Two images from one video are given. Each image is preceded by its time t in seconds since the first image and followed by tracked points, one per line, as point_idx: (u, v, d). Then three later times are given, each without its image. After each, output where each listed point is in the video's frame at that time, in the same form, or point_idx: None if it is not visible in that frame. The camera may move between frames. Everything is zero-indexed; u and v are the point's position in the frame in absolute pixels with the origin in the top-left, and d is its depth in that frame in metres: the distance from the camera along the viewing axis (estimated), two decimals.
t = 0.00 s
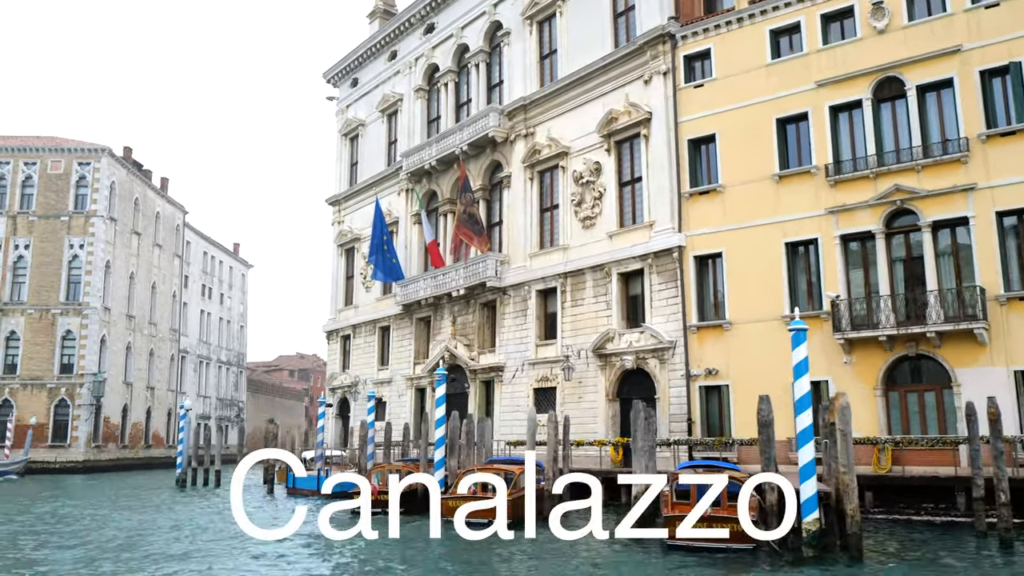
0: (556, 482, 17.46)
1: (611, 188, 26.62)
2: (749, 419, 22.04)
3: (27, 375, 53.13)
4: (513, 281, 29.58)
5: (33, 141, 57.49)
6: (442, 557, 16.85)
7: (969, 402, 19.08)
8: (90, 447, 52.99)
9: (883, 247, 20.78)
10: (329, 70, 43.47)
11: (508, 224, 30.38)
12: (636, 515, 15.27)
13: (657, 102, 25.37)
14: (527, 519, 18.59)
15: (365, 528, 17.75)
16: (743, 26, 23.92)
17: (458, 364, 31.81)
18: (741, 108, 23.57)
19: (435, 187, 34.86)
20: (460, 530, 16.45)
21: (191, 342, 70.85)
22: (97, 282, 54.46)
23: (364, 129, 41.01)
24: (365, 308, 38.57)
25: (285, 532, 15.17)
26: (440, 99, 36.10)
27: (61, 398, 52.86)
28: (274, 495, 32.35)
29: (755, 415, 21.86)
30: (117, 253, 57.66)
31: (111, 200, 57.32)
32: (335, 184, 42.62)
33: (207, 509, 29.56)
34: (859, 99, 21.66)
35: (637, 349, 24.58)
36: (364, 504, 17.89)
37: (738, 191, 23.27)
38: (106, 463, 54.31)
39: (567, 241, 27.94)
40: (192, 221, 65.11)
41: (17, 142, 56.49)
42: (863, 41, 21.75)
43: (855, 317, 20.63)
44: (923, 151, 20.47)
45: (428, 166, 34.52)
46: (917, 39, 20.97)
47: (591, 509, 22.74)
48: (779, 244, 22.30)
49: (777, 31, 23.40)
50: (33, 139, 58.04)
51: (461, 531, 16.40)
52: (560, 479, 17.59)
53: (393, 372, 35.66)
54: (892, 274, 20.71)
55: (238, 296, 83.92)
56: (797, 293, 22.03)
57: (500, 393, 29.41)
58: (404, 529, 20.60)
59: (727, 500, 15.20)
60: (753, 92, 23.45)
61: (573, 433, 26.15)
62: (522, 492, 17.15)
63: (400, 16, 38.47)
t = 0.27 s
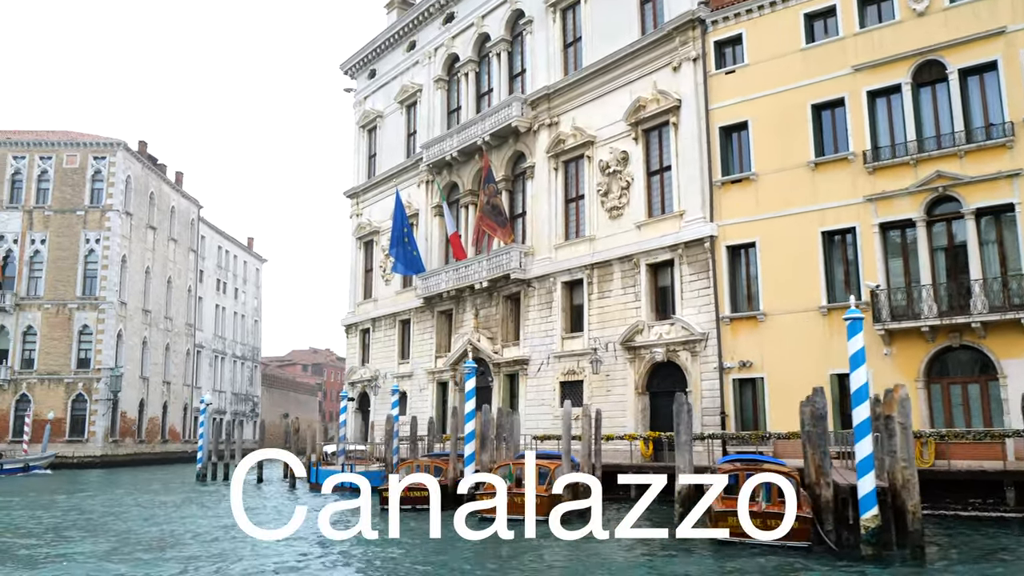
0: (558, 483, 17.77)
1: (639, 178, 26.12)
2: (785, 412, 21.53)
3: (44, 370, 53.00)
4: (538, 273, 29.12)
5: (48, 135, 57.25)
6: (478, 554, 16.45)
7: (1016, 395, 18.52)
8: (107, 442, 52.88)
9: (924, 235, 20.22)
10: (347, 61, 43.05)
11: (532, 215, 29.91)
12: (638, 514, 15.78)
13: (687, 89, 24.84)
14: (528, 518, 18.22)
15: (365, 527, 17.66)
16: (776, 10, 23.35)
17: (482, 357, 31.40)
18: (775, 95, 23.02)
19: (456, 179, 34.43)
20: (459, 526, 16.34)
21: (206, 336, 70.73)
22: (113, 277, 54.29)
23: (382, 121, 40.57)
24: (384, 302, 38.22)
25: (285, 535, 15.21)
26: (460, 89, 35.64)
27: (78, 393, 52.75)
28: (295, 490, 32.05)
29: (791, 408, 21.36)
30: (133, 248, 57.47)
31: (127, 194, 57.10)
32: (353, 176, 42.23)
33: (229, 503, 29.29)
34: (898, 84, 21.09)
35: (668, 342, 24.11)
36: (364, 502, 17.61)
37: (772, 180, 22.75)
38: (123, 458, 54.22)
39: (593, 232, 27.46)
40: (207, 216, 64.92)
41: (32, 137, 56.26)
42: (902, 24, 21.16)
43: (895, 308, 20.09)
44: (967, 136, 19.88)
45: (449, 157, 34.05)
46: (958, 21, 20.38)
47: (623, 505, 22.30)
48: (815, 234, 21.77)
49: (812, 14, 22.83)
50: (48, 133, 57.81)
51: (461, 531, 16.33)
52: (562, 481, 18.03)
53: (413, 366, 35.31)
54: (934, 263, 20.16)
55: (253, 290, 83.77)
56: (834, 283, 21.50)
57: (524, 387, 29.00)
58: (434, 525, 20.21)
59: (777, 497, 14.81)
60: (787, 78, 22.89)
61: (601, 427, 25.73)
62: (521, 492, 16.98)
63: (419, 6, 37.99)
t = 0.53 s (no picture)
0: (559, 485, 17.67)
1: (672, 168, 25.59)
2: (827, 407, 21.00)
3: (67, 366, 52.99)
4: (567, 266, 28.65)
5: (68, 131, 57.15)
6: (520, 554, 16.03)
7: None
8: (130, 438, 52.86)
9: (972, 224, 19.62)
10: (368, 54, 42.63)
11: (561, 207, 29.41)
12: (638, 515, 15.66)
13: (722, 77, 24.28)
14: (528, 517, 17.64)
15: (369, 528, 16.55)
16: None
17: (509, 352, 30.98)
18: (813, 81, 22.44)
19: (481, 171, 33.98)
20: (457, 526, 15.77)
21: (226, 332, 70.68)
22: (134, 273, 54.22)
23: (405, 113, 40.14)
24: (408, 297, 37.85)
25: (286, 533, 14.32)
26: (485, 81, 35.16)
27: (100, 389, 52.74)
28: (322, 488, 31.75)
29: (834, 402, 20.83)
30: (154, 244, 57.37)
31: (147, 190, 57.00)
32: (375, 170, 41.82)
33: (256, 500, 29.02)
34: (944, 68, 20.46)
35: (704, 335, 23.60)
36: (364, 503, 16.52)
37: (811, 168, 22.18)
38: (145, 453, 54.22)
39: (624, 224, 26.96)
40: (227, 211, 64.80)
41: (52, 132, 56.17)
42: (947, 7, 20.53)
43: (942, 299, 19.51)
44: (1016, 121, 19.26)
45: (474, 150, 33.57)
46: (1006, 3, 19.73)
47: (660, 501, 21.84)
48: (857, 223, 21.21)
49: None
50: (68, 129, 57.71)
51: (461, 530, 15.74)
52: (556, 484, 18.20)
53: (439, 361, 34.94)
54: (982, 252, 19.55)
55: (271, 286, 83.69)
56: (877, 274, 20.93)
57: (553, 383, 28.56)
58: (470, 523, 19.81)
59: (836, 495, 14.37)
60: (826, 64, 22.30)
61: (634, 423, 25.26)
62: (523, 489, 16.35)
63: None
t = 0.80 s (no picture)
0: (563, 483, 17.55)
1: (710, 159, 25.02)
2: (875, 403, 20.40)
3: (92, 363, 53.05)
4: (600, 260, 28.14)
5: (93, 129, 57.16)
6: (566, 553, 15.62)
7: None
8: (155, 435, 52.89)
9: None
10: (393, 48, 42.23)
11: (593, 200, 28.91)
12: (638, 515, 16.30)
13: (761, 65, 23.68)
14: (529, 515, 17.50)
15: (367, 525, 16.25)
16: None
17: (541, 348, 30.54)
18: (858, 68, 21.81)
19: (510, 164, 33.51)
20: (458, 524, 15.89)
21: (249, 329, 70.66)
22: (159, 270, 54.20)
23: (431, 107, 39.72)
24: (435, 293, 37.48)
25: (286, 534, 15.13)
26: (513, 73, 34.66)
27: (126, 386, 52.76)
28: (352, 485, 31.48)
29: (883, 398, 20.24)
30: (178, 241, 57.34)
31: (171, 187, 56.96)
32: (401, 165, 41.45)
33: (286, 497, 28.78)
34: (996, 53, 19.78)
35: (744, 330, 23.04)
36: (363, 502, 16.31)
37: (856, 157, 21.57)
38: (171, 450, 54.23)
39: (660, 218, 26.42)
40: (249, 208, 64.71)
41: (76, 130, 56.18)
42: None
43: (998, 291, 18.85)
44: None
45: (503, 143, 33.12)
46: None
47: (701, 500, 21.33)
48: (905, 214, 20.60)
49: None
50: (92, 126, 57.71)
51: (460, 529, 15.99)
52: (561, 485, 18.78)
53: (468, 358, 34.54)
54: None
55: (293, 283, 83.64)
56: (927, 266, 20.30)
57: (587, 379, 28.09)
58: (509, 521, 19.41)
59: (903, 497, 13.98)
60: (871, 49, 21.66)
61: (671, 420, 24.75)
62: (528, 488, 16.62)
63: None
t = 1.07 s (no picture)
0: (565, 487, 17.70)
1: (750, 151, 24.41)
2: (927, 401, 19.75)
3: (120, 361, 53.11)
4: (636, 255, 27.58)
5: (119, 127, 57.19)
6: (614, 558, 15.17)
7: None
8: (182, 433, 52.85)
9: None
10: (420, 43, 41.82)
11: (628, 194, 28.37)
12: (638, 515, 16.68)
13: (805, 54, 23.04)
14: (527, 515, 17.81)
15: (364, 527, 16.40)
16: None
17: (574, 345, 30.03)
18: (907, 55, 21.16)
19: (542, 159, 32.99)
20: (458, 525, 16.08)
21: (274, 327, 70.62)
22: (185, 268, 54.18)
23: (459, 102, 39.27)
24: (464, 289, 37.06)
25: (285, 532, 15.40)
26: (544, 66, 34.14)
27: (153, 384, 52.76)
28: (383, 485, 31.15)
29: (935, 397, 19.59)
30: (204, 239, 57.31)
31: (197, 185, 56.91)
32: (429, 161, 41.05)
33: (318, 496, 28.52)
34: None
35: (788, 326, 22.43)
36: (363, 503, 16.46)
37: (906, 148, 20.93)
38: (198, 448, 54.22)
39: (698, 211, 25.82)
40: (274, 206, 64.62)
41: (102, 128, 56.23)
42: None
43: None
44: None
45: (534, 138, 32.62)
46: None
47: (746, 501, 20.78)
48: (958, 206, 19.96)
49: None
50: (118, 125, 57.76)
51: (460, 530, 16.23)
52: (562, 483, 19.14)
53: (498, 355, 34.11)
54: None
55: (317, 282, 83.58)
56: (981, 259, 19.63)
57: (623, 376, 27.57)
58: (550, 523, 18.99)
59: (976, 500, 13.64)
60: (922, 36, 20.99)
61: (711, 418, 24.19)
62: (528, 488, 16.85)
63: None
